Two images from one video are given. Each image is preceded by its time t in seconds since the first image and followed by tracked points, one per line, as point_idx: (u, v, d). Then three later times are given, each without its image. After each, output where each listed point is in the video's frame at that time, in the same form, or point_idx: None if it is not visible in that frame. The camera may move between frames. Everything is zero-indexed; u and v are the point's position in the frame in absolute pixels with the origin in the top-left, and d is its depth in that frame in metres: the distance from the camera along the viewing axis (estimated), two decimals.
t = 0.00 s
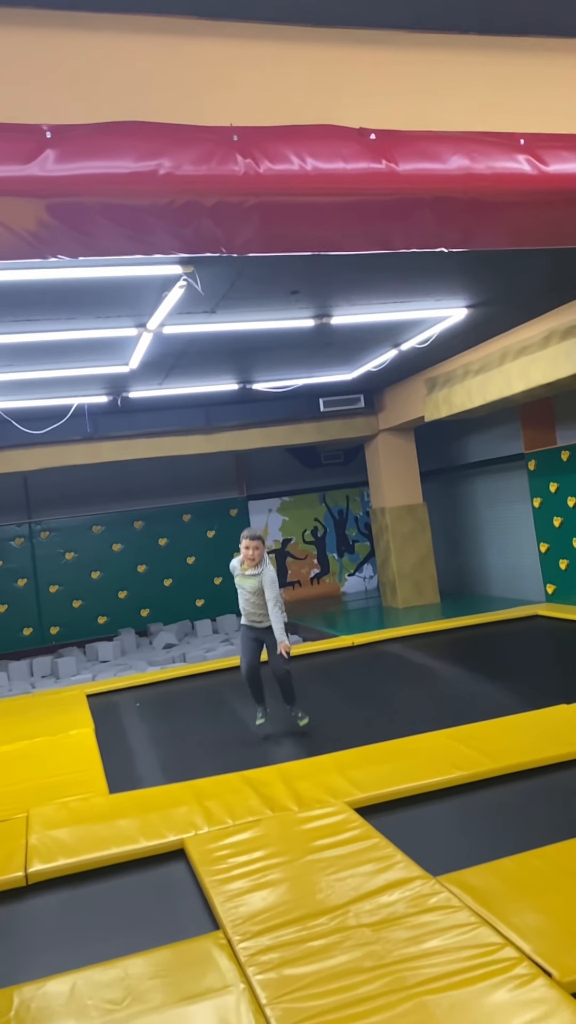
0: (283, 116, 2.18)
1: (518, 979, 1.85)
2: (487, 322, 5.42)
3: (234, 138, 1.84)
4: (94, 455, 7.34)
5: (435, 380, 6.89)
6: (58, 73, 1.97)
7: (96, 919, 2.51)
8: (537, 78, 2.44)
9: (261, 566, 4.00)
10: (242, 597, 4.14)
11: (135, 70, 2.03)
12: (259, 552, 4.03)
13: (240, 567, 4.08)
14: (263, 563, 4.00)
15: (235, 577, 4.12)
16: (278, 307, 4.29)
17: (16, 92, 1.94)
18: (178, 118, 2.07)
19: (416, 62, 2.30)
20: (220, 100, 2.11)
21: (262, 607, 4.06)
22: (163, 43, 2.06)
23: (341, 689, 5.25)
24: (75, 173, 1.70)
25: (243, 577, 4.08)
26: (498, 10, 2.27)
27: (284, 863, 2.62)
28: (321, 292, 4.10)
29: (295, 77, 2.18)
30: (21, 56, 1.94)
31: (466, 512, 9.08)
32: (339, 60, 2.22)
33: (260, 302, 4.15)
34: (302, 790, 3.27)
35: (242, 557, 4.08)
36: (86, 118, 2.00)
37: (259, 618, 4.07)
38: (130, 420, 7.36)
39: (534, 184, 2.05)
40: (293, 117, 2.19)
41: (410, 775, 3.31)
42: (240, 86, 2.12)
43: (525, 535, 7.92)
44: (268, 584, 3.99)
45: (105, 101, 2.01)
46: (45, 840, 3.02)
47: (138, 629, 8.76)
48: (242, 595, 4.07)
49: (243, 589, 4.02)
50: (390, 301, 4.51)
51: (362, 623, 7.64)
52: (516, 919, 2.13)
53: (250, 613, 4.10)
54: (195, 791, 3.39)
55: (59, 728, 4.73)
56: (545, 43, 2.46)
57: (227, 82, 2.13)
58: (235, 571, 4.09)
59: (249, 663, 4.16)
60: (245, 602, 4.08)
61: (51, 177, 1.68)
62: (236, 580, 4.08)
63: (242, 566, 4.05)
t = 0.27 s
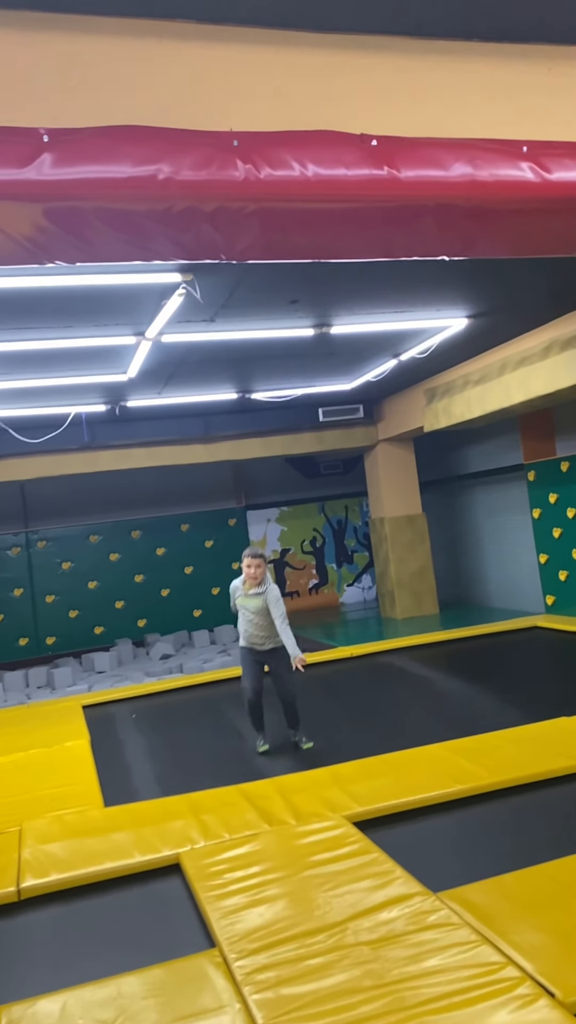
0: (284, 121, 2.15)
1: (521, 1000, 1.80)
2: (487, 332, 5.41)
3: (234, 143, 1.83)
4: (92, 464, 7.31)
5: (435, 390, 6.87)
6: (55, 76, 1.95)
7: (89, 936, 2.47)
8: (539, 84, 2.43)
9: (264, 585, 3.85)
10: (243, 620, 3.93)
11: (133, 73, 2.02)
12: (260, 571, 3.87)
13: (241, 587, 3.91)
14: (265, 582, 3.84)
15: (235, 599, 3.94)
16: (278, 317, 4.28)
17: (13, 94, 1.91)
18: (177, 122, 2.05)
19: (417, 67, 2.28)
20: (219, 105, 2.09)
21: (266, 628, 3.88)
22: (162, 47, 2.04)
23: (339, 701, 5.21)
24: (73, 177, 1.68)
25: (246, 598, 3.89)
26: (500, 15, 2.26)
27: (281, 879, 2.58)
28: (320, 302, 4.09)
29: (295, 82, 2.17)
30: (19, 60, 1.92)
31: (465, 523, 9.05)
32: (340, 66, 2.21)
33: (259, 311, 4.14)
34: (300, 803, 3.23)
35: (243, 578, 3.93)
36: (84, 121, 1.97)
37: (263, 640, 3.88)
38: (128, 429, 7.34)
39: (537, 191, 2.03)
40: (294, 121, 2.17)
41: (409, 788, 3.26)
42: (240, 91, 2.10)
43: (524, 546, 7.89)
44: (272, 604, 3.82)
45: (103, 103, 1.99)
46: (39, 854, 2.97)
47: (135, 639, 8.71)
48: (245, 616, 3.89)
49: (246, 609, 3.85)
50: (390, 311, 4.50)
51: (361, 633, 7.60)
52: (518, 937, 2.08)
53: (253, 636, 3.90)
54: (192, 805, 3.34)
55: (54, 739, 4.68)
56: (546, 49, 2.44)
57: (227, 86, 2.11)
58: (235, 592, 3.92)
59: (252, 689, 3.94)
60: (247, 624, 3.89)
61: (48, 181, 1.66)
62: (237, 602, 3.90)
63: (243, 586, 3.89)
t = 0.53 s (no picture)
0: (278, 129, 2.14)
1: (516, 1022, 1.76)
2: (480, 345, 5.42)
3: (228, 151, 1.81)
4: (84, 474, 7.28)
5: (428, 402, 6.88)
6: (48, 80, 1.93)
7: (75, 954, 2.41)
8: (533, 95, 2.43)
9: (260, 607, 3.72)
10: (238, 647, 3.75)
11: (126, 78, 2.00)
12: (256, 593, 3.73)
13: (235, 611, 3.77)
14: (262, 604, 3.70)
15: (229, 624, 3.79)
16: (271, 327, 4.27)
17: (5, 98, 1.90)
18: (170, 128, 2.04)
19: (412, 77, 2.28)
20: (213, 111, 2.07)
21: (262, 653, 3.72)
22: (156, 53, 2.03)
23: (332, 714, 5.16)
24: (64, 182, 1.66)
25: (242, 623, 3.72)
26: (494, 26, 2.26)
27: (272, 897, 2.53)
28: (314, 313, 4.09)
29: (290, 89, 2.16)
30: (12, 63, 1.91)
31: (458, 535, 9.04)
32: (335, 74, 2.20)
33: (252, 322, 4.13)
34: (291, 818, 3.18)
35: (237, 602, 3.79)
36: (76, 126, 1.96)
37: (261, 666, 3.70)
38: (120, 439, 7.31)
39: (532, 201, 2.02)
40: (288, 129, 2.16)
41: (402, 803, 3.22)
42: (234, 98, 2.09)
43: (517, 559, 7.88)
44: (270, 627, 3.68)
45: (96, 108, 1.97)
46: (25, 871, 2.91)
47: (126, 651, 8.64)
48: (240, 641, 3.72)
49: (241, 632, 3.69)
50: (383, 323, 4.50)
51: (353, 646, 7.56)
52: (513, 957, 2.04)
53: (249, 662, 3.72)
54: (182, 820, 3.29)
55: (43, 753, 4.62)
56: (541, 60, 2.44)
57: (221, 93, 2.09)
58: (229, 616, 3.77)
59: (249, 718, 3.75)
60: (242, 649, 3.72)
61: (39, 186, 1.64)
62: (231, 626, 3.75)
63: (238, 609, 3.74)
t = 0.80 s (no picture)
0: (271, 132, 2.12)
1: None
2: (472, 353, 5.41)
3: (220, 154, 1.79)
4: (75, 481, 7.23)
5: (420, 410, 6.87)
6: (38, 79, 1.91)
7: (60, 970, 2.36)
8: (527, 100, 2.42)
9: (257, 627, 3.67)
10: (234, 669, 3.65)
11: (117, 79, 1.98)
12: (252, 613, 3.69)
13: (230, 632, 3.70)
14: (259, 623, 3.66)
15: (224, 645, 3.71)
16: (264, 334, 4.25)
17: None
18: (162, 130, 2.01)
19: (406, 81, 2.27)
20: (204, 113, 2.05)
21: (259, 674, 3.65)
22: (147, 54, 2.01)
23: (323, 723, 5.12)
24: (52, 182, 1.63)
25: (238, 643, 3.65)
26: (488, 31, 2.25)
27: (262, 911, 2.49)
28: (307, 320, 4.07)
29: (283, 92, 2.14)
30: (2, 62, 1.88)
31: (449, 544, 9.03)
32: (329, 78, 2.19)
33: (244, 328, 4.11)
34: (282, 830, 3.14)
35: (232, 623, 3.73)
36: (67, 126, 1.93)
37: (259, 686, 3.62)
38: (110, 446, 7.27)
39: (527, 208, 2.01)
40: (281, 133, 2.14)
41: (394, 815, 3.19)
42: (227, 100, 2.07)
43: (509, 568, 7.86)
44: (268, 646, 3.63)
45: (86, 108, 1.95)
46: (11, 884, 2.86)
47: (116, 659, 8.58)
48: (237, 661, 3.64)
49: (240, 652, 3.62)
50: (376, 330, 4.48)
51: (345, 654, 7.52)
52: (507, 973, 2.01)
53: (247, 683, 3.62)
54: (171, 832, 3.24)
55: (31, 762, 4.56)
56: (534, 67, 2.44)
57: (213, 95, 2.07)
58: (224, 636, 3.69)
59: (247, 743, 3.63)
60: (239, 669, 3.64)
61: (27, 186, 1.61)
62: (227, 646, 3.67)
63: (234, 628, 3.68)
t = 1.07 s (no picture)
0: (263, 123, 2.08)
1: None
2: (467, 351, 5.39)
3: (211, 144, 1.76)
4: (67, 480, 7.19)
5: (414, 408, 6.85)
6: (25, 68, 1.87)
7: (52, 975, 2.33)
8: (523, 92, 2.38)
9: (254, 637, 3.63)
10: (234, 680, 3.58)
11: (106, 68, 1.94)
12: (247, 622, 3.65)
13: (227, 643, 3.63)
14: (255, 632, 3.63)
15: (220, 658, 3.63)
16: (257, 331, 4.22)
17: None
18: (152, 120, 1.98)
19: (400, 72, 2.23)
20: (195, 104, 2.01)
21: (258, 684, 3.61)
22: (137, 43, 1.97)
23: (318, 723, 5.10)
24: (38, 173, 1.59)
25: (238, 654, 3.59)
26: (483, 21, 2.22)
27: (257, 913, 2.46)
28: (300, 317, 4.04)
29: (276, 82, 2.10)
30: None
31: (444, 542, 9.01)
32: (321, 68, 2.15)
33: (237, 325, 4.07)
34: (276, 832, 3.11)
35: (226, 635, 3.66)
36: (55, 116, 1.89)
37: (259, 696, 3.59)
38: (103, 444, 7.23)
39: (523, 200, 1.98)
40: (273, 124, 2.10)
41: (389, 816, 3.16)
42: (218, 91, 2.04)
43: (504, 566, 7.85)
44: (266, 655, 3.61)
45: (74, 98, 1.91)
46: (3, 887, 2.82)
47: (109, 659, 8.54)
48: (237, 673, 3.58)
49: (241, 663, 3.56)
50: (370, 327, 4.45)
51: (339, 653, 7.50)
52: (505, 977, 1.98)
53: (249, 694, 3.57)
54: (165, 834, 3.21)
55: (23, 764, 4.52)
56: (531, 58, 2.41)
57: (204, 85, 2.04)
58: (221, 648, 3.62)
59: (247, 756, 3.56)
60: (240, 681, 3.58)
61: (12, 177, 1.57)
62: (226, 658, 3.59)
63: (232, 640, 3.62)
